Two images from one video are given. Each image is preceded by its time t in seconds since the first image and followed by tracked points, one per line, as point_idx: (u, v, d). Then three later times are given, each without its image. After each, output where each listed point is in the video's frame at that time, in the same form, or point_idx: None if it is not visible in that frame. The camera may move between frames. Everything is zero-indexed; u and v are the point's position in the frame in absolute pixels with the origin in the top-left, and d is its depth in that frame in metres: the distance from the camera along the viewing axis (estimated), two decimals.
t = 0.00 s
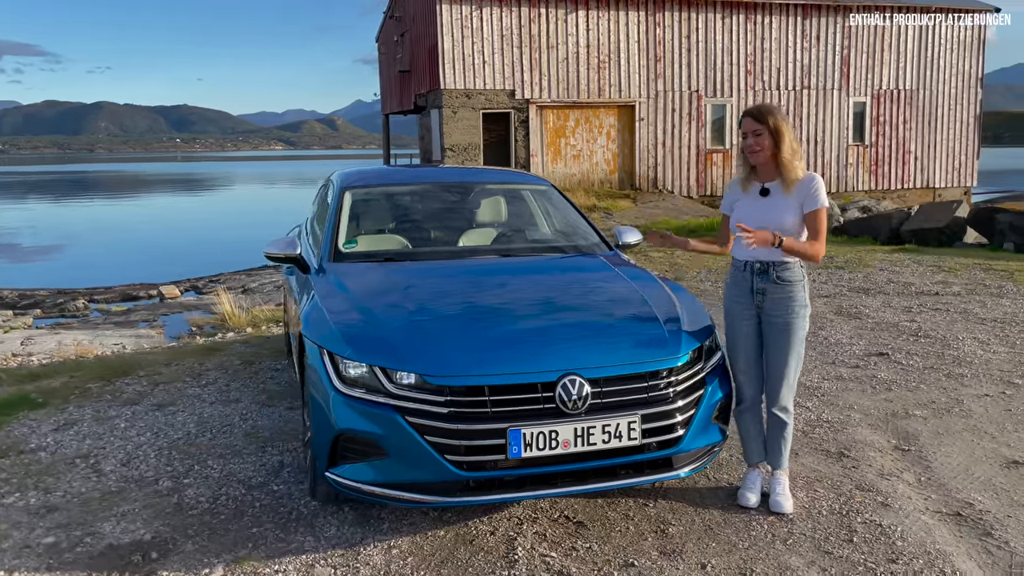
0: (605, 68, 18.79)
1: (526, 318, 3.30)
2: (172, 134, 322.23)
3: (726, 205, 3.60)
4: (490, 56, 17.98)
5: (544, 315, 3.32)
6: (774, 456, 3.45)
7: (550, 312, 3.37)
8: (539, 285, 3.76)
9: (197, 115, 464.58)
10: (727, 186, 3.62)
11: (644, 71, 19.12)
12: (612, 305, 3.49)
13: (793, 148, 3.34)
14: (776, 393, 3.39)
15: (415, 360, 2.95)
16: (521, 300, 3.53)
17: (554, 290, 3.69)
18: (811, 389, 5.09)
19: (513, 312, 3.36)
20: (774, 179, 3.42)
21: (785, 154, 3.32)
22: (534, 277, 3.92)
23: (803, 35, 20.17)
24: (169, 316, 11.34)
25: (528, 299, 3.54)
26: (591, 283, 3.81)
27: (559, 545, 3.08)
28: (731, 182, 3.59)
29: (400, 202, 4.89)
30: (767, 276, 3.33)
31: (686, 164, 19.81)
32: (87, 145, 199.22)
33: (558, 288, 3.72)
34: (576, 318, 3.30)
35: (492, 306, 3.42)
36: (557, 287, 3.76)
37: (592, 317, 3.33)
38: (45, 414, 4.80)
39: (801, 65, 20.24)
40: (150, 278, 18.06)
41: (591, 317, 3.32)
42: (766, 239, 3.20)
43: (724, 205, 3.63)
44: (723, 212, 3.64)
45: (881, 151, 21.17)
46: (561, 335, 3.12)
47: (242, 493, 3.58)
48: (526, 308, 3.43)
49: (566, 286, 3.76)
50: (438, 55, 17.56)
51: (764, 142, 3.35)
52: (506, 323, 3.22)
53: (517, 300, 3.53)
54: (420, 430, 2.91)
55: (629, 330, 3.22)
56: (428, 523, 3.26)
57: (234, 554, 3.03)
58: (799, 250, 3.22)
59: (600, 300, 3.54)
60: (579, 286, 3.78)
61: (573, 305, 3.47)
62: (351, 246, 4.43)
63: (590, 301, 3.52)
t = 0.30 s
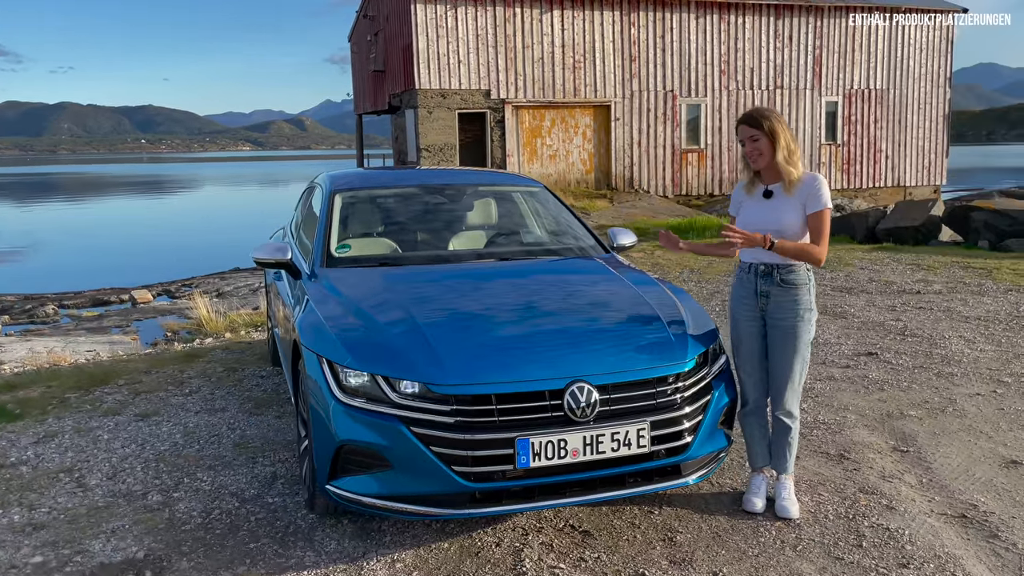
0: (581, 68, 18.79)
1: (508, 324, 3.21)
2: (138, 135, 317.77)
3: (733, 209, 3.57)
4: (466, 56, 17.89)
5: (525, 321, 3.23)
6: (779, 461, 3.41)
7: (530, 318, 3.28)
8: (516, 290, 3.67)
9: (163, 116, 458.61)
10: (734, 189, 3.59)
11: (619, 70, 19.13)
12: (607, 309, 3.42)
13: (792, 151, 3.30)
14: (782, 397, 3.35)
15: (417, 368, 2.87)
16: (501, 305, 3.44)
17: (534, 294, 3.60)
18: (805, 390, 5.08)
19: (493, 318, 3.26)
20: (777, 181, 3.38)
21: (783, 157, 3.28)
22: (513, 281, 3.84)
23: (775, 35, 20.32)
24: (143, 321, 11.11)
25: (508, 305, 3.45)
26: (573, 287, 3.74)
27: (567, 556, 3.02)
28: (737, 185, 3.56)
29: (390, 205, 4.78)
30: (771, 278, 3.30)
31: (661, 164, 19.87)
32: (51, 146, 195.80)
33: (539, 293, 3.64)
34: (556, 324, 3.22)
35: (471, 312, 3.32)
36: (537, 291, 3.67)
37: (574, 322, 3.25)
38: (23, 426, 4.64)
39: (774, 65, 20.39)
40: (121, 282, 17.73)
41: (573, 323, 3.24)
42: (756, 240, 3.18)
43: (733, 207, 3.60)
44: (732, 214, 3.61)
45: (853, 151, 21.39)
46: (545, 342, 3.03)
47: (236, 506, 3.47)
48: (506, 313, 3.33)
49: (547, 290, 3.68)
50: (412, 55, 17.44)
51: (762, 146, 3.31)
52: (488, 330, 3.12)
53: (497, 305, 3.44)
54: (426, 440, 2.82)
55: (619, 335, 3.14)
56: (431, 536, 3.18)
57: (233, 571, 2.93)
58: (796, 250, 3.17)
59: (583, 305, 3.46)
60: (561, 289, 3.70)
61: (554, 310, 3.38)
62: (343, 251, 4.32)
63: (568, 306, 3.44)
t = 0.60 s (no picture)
0: (561, 69, 18.81)
1: (496, 327, 3.14)
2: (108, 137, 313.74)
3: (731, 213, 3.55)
4: (446, 57, 17.84)
5: (513, 324, 3.17)
6: (785, 462, 3.42)
7: (517, 321, 3.22)
8: (497, 293, 3.60)
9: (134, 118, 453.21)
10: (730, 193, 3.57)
11: (598, 72, 19.17)
12: (603, 310, 3.39)
13: (795, 151, 3.32)
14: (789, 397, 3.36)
15: (425, 372, 2.83)
16: (486, 308, 3.37)
17: (518, 297, 3.54)
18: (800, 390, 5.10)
19: (480, 321, 3.19)
20: (776, 181, 3.37)
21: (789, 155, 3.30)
22: (496, 283, 3.78)
23: (752, 37, 20.46)
24: (122, 326, 10.95)
25: (492, 308, 3.38)
26: (557, 290, 3.68)
27: (578, 560, 3.00)
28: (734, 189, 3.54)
29: (385, 207, 4.73)
30: (777, 279, 3.30)
31: (641, 165, 19.93)
32: (19, 149, 192.75)
33: (522, 295, 3.58)
34: (544, 326, 3.16)
35: (456, 315, 3.25)
36: (521, 293, 3.61)
37: (560, 325, 3.19)
38: (10, 435, 4.54)
39: (751, 67, 20.54)
40: (97, 287, 17.46)
41: (560, 325, 3.18)
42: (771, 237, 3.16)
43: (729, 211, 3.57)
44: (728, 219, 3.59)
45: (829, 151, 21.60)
46: (536, 346, 2.97)
47: (237, 514, 3.41)
48: (491, 317, 3.26)
49: (531, 293, 3.63)
50: (392, 56, 17.34)
51: (768, 144, 3.32)
52: (476, 334, 3.06)
53: (483, 308, 3.37)
54: (437, 445, 2.79)
55: (611, 337, 3.09)
56: (438, 542, 3.14)
57: None
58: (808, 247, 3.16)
59: (568, 307, 3.40)
60: (546, 292, 3.64)
61: (540, 313, 3.32)
62: (341, 253, 4.27)
63: (553, 308, 3.38)
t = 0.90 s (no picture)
0: (542, 70, 18.86)
1: (485, 328, 3.10)
2: (79, 138, 309.80)
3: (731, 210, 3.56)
4: (427, 58, 17.80)
5: (502, 324, 3.13)
6: (792, 457, 3.46)
7: (506, 321, 3.18)
8: (481, 293, 3.56)
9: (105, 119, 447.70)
10: (731, 191, 3.59)
11: (579, 72, 19.23)
12: (591, 310, 3.36)
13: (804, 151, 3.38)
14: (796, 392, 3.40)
15: (442, 371, 2.83)
16: (474, 308, 3.33)
17: (503, 297, 3.50)
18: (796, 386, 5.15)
19: (469, 322, 3.15)
20: (782, 179, 3.41)
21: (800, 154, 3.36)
22: (482, 282, 3.74)
23: (730, 38, 20.61)
24: (105, 330, 10.82)
25: (479, 308, 3.34)
26: (541, 289, 3.65)
27: (594, 557, 3.01)
28: (736, 186, 3.56)
29: (386, 206, 4.71)
30: (784, 275, 3.35)
31: (622, 165, 20.02)
32: None
33: (507, 295, 3.54)
34: (533, 327, 3.12)
35: (446, 316, 3.22)
36: (506, 293, 3.58)
37: (549, 324, 3.15)
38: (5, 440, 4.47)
39: (730, 68, 20.70)
40: (76, 291, 17.22)
41: (548, 324, 3.14)
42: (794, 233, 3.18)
43: (729, 208, 3.58)
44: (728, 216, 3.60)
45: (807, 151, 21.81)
46: (526, 345, 2.95)
47: (247, 516, 3.38)
48: (479, 317, 3.22)
49: (515, 292, 3.59)
50: (373, 57, 17.27)
51: (780, 141, 3.36)
52: (467, 336, 3.02)
53: (471, 308, 3.33)
54: (456, 444, 2.78)
55: (602, 336, 3.07)
56: (453, 541, 3.14)
57: None
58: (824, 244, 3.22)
59: (554, 306, 3.37)
60: (529, 291, 3.61)
61: (528, 312, 3.28)
62: (346, 254, 4.25)
63: (540, 308, 3.35)
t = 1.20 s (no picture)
0: (524, 71, 18.90)
1: (478, 330, 3.11)
2: (48, 140, 305.26)
3: (738, 209, 3.60)
4: (409, 58, 17.77)
5: (494, 326, 3.14)
6: (802, 453, 3.51)
7: (498, 323, 3.18)
8: (469, 294, 3.56)
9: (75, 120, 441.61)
10: (738, 191, 3.63)
11: (561, 73, 19.29)
12: (580, 310, 3.38)
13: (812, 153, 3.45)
14: (807, 388, 3.47)
15: (465, 371, 2.85)
16: (465, 309, 3.33)
17: (490, 298, 3.51)
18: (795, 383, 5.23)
19: (462, 324, 3.16)
20: (790, 180, 3.48)
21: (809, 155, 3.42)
22: (471, 284, 3.74)
23: (710, 39, 20.76)
24: (90, 334, 10.70)
25: (470, 309, 3.34)
26: (527, 290, 3.67)
27: (616, 553, 3.05)
28: (743, 186, 3.60)
29: (391, 207, 4.72)
30: (794, 272, 3.42)
31: (604, 165, 20.12)
32: None
33: (493, 296, 3.55)
34: (525, 328, 3.13)
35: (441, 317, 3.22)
36: (492, 294, 3.59)
37: (540, 326, 3.16)
38: (7, 446, 4.42)
39: (709, 68, 20.87)
40: (56, 295, 16.99)
41: (539, 327, 3.15)
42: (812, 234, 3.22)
43: (736, 207, 3.62)
44: (734, 215, 3.64)
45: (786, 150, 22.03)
46: (520, 347, 2.96)
47: (265, 518, 3.39)
48: (471, 319, 3.22)
49: (502, 294, 3.60)
50: (355, 57, 17.21)
51: (792, 142, 3.42)
52: (460, 339, 3.03)
53: (462, 309, 3.33)
54: (481, 443, 2.81)
55: (595, 337, 3.07)
56: (474, 540, 3.16)
57: None
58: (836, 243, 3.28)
59: (543, 307, 3.38)
60: (516, 292, 3.63)
61: (517, 314, 3.28)
62: (356, 255, 4.26)
63: (529, 309, 3.36)
